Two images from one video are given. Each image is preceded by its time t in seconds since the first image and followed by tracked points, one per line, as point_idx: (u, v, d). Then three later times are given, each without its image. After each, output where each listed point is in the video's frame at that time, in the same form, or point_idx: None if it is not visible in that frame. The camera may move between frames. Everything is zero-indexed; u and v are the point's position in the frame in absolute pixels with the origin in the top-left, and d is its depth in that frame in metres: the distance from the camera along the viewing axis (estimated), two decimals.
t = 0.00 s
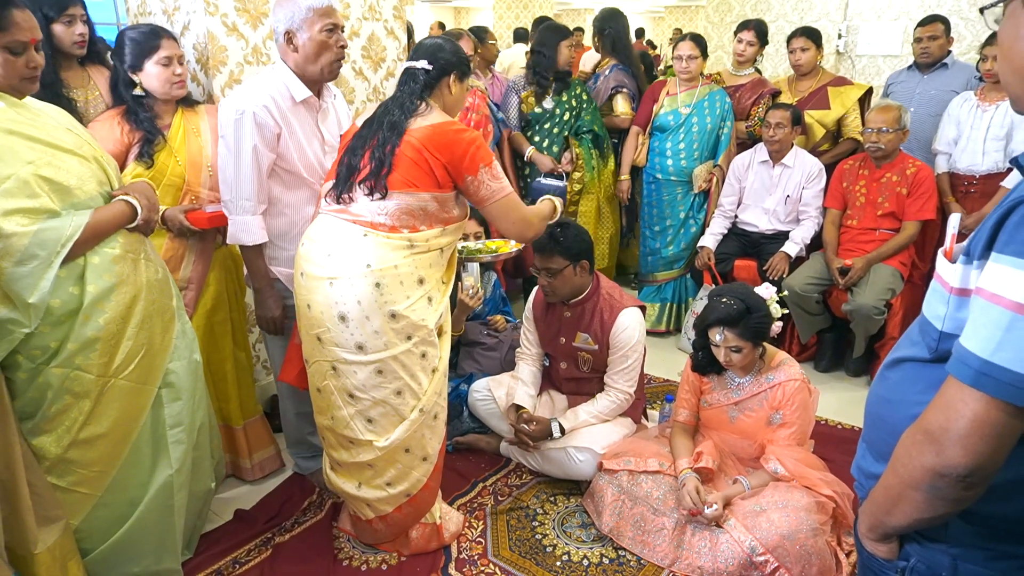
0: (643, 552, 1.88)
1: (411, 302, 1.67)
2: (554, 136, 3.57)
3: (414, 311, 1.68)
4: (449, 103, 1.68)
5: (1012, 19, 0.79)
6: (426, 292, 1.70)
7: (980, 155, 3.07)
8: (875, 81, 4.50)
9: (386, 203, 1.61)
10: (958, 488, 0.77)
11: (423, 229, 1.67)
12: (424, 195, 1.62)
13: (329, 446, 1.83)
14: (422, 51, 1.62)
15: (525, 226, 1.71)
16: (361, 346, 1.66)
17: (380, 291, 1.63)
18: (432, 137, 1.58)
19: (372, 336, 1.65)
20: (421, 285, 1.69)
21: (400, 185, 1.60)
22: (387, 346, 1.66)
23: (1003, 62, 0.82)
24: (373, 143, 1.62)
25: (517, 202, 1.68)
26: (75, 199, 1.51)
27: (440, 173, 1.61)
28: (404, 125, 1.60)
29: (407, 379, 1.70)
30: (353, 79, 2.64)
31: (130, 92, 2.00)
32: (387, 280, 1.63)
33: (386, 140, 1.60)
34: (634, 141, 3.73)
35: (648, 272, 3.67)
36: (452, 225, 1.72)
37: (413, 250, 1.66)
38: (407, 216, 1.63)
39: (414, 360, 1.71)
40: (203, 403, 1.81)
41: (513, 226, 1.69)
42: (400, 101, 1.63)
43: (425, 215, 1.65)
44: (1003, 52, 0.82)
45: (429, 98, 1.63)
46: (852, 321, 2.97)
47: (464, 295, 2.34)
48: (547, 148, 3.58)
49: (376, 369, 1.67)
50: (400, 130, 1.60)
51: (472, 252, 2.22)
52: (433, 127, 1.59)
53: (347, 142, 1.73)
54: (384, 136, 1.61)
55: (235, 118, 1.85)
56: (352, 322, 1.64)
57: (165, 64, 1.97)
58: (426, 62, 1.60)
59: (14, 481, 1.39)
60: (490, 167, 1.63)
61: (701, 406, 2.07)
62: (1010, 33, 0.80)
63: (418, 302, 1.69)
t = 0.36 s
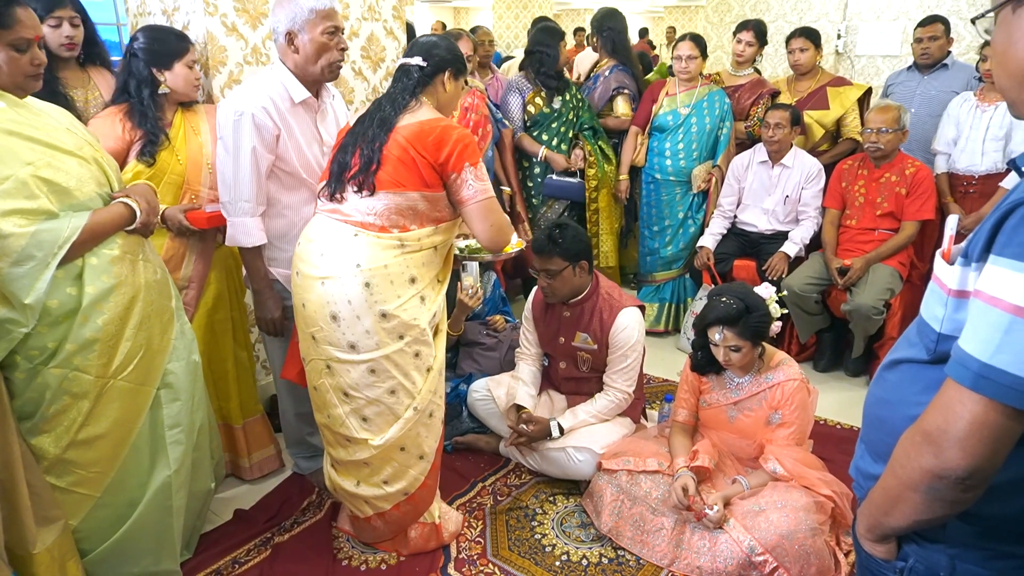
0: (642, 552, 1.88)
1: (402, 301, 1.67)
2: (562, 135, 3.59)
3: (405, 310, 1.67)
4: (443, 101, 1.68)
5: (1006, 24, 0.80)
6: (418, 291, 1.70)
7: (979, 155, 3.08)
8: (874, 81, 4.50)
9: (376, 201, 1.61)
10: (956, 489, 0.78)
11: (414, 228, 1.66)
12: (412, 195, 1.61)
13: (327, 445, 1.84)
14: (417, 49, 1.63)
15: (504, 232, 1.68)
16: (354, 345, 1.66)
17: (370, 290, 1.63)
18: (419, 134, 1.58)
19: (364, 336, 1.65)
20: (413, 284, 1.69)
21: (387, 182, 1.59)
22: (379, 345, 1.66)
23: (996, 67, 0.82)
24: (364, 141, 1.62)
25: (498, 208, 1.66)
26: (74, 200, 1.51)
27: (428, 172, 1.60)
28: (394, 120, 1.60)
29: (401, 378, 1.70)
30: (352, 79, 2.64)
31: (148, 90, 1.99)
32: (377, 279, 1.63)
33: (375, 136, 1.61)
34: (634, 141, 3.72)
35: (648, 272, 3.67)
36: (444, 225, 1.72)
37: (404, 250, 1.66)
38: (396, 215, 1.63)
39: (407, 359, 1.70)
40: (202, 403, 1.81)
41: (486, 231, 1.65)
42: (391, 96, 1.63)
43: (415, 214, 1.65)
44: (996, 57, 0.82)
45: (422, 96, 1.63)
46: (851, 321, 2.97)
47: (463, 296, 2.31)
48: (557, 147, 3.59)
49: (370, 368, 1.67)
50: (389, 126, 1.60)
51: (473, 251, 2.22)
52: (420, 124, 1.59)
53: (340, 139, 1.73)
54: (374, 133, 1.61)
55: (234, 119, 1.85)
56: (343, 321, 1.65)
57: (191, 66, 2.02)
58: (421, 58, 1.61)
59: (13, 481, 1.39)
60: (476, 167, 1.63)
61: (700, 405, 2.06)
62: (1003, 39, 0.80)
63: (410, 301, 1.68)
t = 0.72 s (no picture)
0: (643, 551, 1.88)
1: (401, 300, 1.67)
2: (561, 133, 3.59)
3: (403, 309, 1.67)
4: (441, 100, 1.68)
5: (1002, 26, 0.80)
6: (417, 291, 1.70)
7: (980, 155, 3.08)
8: (874, 81, 4.50)
9: (376, 202, 1.61)
10: (960, 487, 0.78)
11: (412, 228, 1.66)
12: (410, 194, 1.61)
13: (328, 444, 1.84)
14: (414, 48, 1.64)
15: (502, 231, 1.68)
16: (353, 344, 1.66)
17: (369, 290, 1.63)
18: (416, 134, 1.58)
19: (362, 335, 1.65)
20: (411, 283, 1.69)
21: (384, 182, 1.59)
22: (378, 344, 1.66)
23: (994, 67, 0.82)
24: (361, 141, 1.63)
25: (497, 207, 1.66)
26: (78, 199, 1.51)
27: (425, 171, 1.60)
28: (391, 120, 1.61)
29: (401, 377, 1.70)
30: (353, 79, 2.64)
31: (157, 90, 1.99)
32: (374, 279, 1.63)
33: (373, 136, 1.61)
34: (634, 141, 3.72)
35: (648, 272, 3.67)
36: (442, 224, 1.72)
37: (401, 249, 1.66)
38: (394, 215, 1.63)
39: (406, 358, 1.70)
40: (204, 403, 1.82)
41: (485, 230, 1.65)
42: (389, 96, 1.64)
43: (412, 214, 1.65)
44: (994, 57, 0.82)
45: (420, 95, 1.63)
46: (852, 320, 2.97)
47: (466, 295, 2.31)
48: (557, 146, 3.58)
49: (368, 368, 1.67)
50: (386, 125, 1.60)
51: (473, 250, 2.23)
52: (417, 124, 1.59)
53: (339, 139, 1.73)
54: (372, 133, 1.61)
55: (239, 116, 1.86)
56: (342, 321, 1.65)
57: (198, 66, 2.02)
58: (418, 58, 1.61)
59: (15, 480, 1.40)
60: (473, 165, 1.62)
61: (701, 404, 2.07)
62: (1001, 40, 0.80)
63: (408, 300, 1.69)
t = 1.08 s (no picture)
0: (644, 550, 1.87)
1: (400, 298, 1.66)
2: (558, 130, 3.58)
3: (402, 307, 1.66)
4: (440, 97, 1.67)
5: (1005, 17, 0.79)
6: (416, 289, 1.69)
7: (982, 153, 3.07)
8: (875, 79, 4.49)
9: (374, 199, 1.60)
10: (968, 485, 0.77)
11: (411, 225, 1.65)
12: (408, 191, 1.60)
13: (327, 444, 1.83)
14: (412, 44, 1.63)
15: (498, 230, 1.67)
16: (351, 343, 1.65)
17: (367, 288, 1.62)
18: (414, 131, 1.57)
19: (361, 333, 1.64)
20: (410, 281, 1.68)
21: (382, 178, 1.59)
22: (376, 343, 1.65)
23: (998, 59, 0.81)
24: (359, 137, 1.62)
25: (493, 205, 1.65)
26: (75, 195, 1.50)
27: (423, 168, 1.59)
28: (389, 116, 1.60)
29: (400, 376, 1.69)
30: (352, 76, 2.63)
31: (154, 87, 1.98)
32: (373, 277, 1.62)
33: (371, 133, 1.60)
34: (634, 138, 3.71)
35: (648, 270, 3.66)
36: (440, 221, 1.71)
37: (400, 247, 1.65)
38: (393, 212, 1.62)
39: (405, 357, 1.69)
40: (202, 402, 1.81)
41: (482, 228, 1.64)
42: (387, 92, 1.63)
43: (410, 212, 1.63)
44: (997, 49, 0.81)
45: (417, 92, 1.62)
46: (853, 319, 2.96)
47: (466, 293, 2.30)
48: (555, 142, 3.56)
49: (367, 367, 1.66)
50: (384, 122, 1.59)
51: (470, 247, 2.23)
52: (415, 121, 1.58)
53: (335, 137, 1.73)
54: (369, 129, 1.61)
55: (251, 106, 1.85)
56: (340, 319, 1.64)
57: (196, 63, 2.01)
58: (416, 55, 1.60)
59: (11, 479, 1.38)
60: (471, 162, 1.61)
61: (701, 403, 2.06)
62: (1004, 31, 0.79)
63: (407, 298, 1.68)
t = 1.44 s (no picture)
0: (641, 552, 1.86)
1: (396, 298, 1.65)
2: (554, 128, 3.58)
3: (399, 307, 1.65)
4: (437, 96, 1.66)
5: (1004, 14, 0.78)
6: (412, 289, 1.68)
7: (980, 152, 3.07)
8: (873, 79, 4.48)
9: (370, 198, 1.59)
10: (967, 492, 0.76)
11: (408, 225, 1.64)
12: (404, 191, 1.59)
13: (323, 445, 1.82)
14: (409, 43, 1.61)
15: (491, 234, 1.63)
16: (348, 343, 1.64)
17: (364, 288, 1.61)
18: (410, 129, 1.56)
19: (357, 334, 1.63)
20: (407, 281, 1.67)
21: (377, 178, 1.58)
22: (373, 343, 1.64)
23: (996, 57, 0.80)
24: (357, 136, 1.61)
25: (487, 204, 1.62)
26: (66, 196, 1.49)
27: (418, 167, 1.58)
28: (385, 116, 1.59)
29: (396, 376, 1.68)
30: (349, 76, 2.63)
31: (147, 88, 1.96)
32: (369, 277, 1.61)
33: (367, 132, 1.60)
34: (632, 138, 3.70)
35: (645, 270, 3.65)
36: (437, 222, 1.69)
37: (397, 247, 1.63)
38: (390, 212, 1.61)
39: (402, 357, 1.68)
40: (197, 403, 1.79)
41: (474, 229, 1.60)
42: (383, 92, 1.62)
43: (408, 211, 1.62)
44: (995, 47, 0.80)
45: (415, 91, 1.61)
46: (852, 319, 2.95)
47: (462, 293, 2.30)
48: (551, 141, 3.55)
49: (363, 367, 1.65)
50: (380, 122, 1.59)
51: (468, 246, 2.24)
52: (411, 119, 1.57)
53: (334, 135, 1.72)
54: (366, 129, 1.60)
55: (244, 108, 1.84)
56: (336, 320, 1.63)
57: (190, 67, 1.99)
58: (412, 54, 1.59)
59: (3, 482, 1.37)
60: (465, 161, 1.59)
61: (701, 401, 2.06)
62: (1002, 29, 0.78)
63: (404, 298, 1.66)
